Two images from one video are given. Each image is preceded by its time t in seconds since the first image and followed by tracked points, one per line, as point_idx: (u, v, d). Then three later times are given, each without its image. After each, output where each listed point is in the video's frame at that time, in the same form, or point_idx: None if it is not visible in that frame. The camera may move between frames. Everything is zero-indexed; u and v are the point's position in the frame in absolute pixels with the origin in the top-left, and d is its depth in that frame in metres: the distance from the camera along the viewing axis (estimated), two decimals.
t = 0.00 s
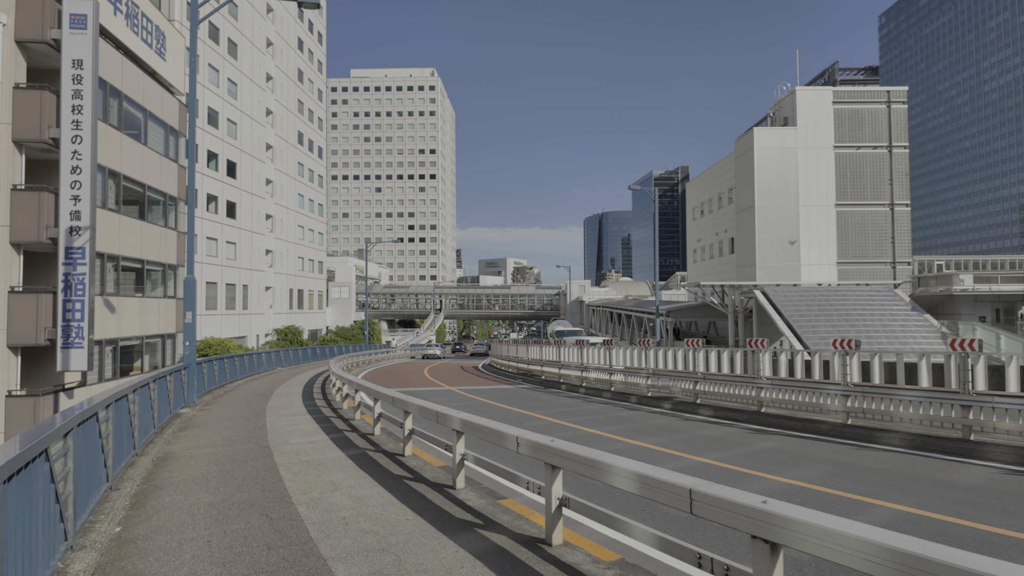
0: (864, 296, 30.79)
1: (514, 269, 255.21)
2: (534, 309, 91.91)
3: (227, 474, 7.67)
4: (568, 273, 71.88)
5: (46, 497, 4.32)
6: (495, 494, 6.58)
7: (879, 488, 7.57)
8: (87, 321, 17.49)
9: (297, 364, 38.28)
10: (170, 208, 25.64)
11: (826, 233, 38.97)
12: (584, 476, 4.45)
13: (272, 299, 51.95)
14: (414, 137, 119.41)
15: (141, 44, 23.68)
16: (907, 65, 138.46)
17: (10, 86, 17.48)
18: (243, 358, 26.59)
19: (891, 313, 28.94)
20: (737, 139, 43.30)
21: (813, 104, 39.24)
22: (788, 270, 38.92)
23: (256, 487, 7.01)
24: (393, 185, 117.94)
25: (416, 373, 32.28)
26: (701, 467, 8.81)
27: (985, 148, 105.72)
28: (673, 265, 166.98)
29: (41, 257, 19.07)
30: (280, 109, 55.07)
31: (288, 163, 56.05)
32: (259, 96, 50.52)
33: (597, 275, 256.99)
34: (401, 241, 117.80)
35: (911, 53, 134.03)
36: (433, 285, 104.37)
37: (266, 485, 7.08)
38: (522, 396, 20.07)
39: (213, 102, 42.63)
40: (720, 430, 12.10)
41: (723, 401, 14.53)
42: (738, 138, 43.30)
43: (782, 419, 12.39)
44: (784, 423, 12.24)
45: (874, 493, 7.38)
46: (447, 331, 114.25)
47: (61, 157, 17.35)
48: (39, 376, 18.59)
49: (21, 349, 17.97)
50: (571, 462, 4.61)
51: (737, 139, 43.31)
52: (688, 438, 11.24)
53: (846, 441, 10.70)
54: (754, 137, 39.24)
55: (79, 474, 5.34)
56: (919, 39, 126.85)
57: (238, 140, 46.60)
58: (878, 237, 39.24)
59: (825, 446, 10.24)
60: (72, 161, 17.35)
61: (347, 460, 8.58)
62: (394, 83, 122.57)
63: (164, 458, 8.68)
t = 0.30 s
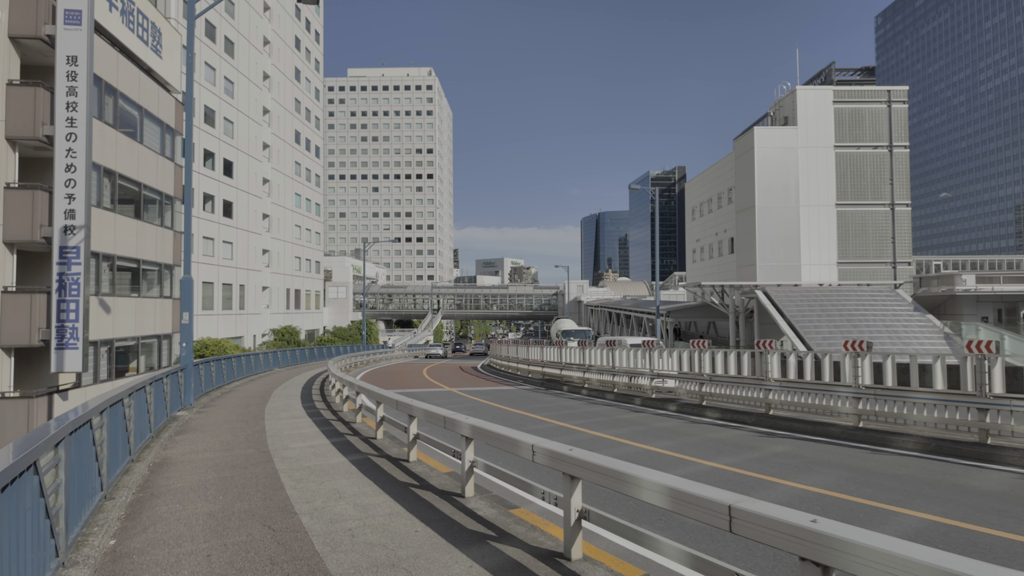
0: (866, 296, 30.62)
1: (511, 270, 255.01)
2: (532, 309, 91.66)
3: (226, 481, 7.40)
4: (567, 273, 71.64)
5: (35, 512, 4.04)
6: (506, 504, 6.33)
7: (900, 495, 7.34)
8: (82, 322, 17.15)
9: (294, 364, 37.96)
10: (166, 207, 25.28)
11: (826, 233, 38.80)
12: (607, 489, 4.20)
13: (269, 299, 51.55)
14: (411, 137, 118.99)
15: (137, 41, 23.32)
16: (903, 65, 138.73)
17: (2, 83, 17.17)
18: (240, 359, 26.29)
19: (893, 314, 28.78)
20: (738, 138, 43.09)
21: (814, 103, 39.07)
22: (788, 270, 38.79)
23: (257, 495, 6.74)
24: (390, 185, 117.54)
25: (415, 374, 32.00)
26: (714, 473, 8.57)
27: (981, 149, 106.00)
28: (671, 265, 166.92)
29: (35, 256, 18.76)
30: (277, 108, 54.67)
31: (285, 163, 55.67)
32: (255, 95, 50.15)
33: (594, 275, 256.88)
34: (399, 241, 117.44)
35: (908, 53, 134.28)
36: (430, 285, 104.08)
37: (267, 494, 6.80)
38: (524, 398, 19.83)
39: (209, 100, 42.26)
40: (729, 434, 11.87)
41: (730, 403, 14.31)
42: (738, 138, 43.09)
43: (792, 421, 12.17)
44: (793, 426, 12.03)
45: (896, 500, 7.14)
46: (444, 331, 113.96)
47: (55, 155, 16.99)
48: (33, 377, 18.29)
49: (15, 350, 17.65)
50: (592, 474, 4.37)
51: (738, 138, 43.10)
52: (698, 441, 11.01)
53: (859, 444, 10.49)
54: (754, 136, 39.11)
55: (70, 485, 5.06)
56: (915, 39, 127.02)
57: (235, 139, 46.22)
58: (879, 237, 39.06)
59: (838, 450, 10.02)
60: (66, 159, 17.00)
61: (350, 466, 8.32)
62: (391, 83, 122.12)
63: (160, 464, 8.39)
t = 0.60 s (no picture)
0: (870, 296, 30.47)
1: (510, 270, 254.83)
2: (531, 309, 91.40)
3: (227, 488, 7.15)
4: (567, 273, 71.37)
5: (26, 527, 3.80)
6: (519, 513, 6.08)
7: (924, 502, 7.11)
8: (78, 322, 16.81)
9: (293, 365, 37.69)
10: (164, 207, 25.00)
11: (828, 234, 38.62)
12: (637, 501, 3.96)
13: (268, 300, 51.26)
14: (410, 137, 118.69)
15: (135, 39, 23.05)
16: (902, 66, 138.87)
17: None
18: (239, 360, 26.01)
19: (897, 314, 28.61)
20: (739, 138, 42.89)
21: (816, 103, 38.92)
22: (790, 270, 38.62)
23: (260, 503, 6.49)
24: (389, 185, 117.21)
25: (415, 375, 31.72)
26: (730, 479, 8.32)
27: (978, 150, 106.31)
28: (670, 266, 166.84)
29: (31, 256, 18.48)
30: (275, 107, 54.34)
31: (284, 163, 55.37)
32: (254, 95, 49.85)
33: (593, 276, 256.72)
34: (397, 241, 117.17)
35: (905, 54, 134.43)
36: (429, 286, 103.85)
37: (270, 502, 6.54)
38: (528, 400, 19.59)
39: (207, 100, 41.98)
40: (740, 437, 11.62)
41: (738, 405, 14.10)
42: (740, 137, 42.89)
43: (803, 424, 11.97)
44: (805, 429, 11.82)
45: (920, 507, 6.92)
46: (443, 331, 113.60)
47: (52, 153, 16.69)
48: (28, 379, 18.02)
49: (10, 352, 17.37)
50: (617, 485, 4.13)
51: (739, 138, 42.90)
52: (709, 446, 10.77)
53: (873, 449, 10.28)
54: (756, 135, 38.95)
55: (64, 495, 4.83)
56: (912, 41, 127.29)
57: (233, 138, 45.92)
58: (881, 237, 38.90)
59: (852, 454, 9.80)
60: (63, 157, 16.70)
61: (355, 472, 8.07)
62: (389, 83, 121.81)
63: (158, 470, 8.13)
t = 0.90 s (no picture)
0: (873, 296, 30.35)
1: (509, 271, 254.79)
2: (531, 309, 91.21)
3: (228, 495, 6.94)
4: (567, 273, 71.25)
5: (17, 543, 3.60)
6: (532, 522, 5.88)
7: (946, 509, 6.92)
8: (76, 324, 16.56)
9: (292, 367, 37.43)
10: (162, 207, 24.78)
11: (831, 234, 38.43)
12: (666, 515, 3.77)
13: (267, 301, 51.05)
14: (409, 137, 118.48)
15: (133, 39, 22.83)
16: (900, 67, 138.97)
17: None
18: (238, 362, 25.76)
19: (901, 314, 28.44)
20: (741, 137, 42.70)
21: (818, 103, 38.75)
22: (793, 271, 38.43)
23: (262, 512, 6.28)
24: (388, 185, 116.97)
25: (416, 376, 31.51)
26: (744, 483, 8.11)
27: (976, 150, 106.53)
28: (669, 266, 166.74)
29: (28, 257, 18.25)
30: (274, 108, 54.06)
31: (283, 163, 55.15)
32: (253, 95, 49.62)
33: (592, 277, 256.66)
34: (397, 242, 116.92)
35: (904, 55, 134.57)
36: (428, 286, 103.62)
37: (271, 511, 6.31)
38: (531, 401, 19.38)
39: (206, 100, 41.75)
40: (750, 440, 11.43)
41: (746, 407, 13.89)
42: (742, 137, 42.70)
43: (814, 427, 11.77)
44: (816, 432, 11.63)
45: (944, 514, 6.72)
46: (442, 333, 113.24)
47: (49, 154, 16.42)
48: (25, 381, 17.78)
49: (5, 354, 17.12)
50: (643, 497, 3.93)
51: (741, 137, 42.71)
52: (720, 449, 10.56)
53: (887, 452, 10.08)
54: (758, 135, 38.80)
55: (58, 507, 4.62)
56: (910, 41, 127.57)
57: (232, 139, 45.66)
58: (883, 237, 38.75)
59: (866, 458, 9.62)
60: (61, 157, 16.42)
61: (360, 477, 7.85)
62: (388, 83, 121.63)
63: (157, 476, 7.91)
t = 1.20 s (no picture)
0: (876, 296, 30.20)
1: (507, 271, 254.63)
2: (529, 309, 90.98)
3: (228, 500, 6.72)
4: (566, 273, 71.06)
5: (4, 554, 3.38)
6: (544, 528, 5.68)
7: (967, 512, 6.72)
8: (72, 324, 16.40)
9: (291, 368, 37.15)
10: (159, 207, 24.48)
11: (832, 233, 38.29)
12: (694, 523, 3.57)
13: (264, 301, 50.78)
14: (407, 137, 118.20)
15: (130, 36, 22.53)
16: (898, 68, 139.08)
17: None
18: (236, 362, 25.53)
19: (903, 314, 28.28)
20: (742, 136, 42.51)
21: (819, 102, 38.61)
22: (793, 271, 38.27)
23: (263, 518, 6.06)
24: (386, 186, 116.67)
25: (416, 377, 31.29)
26: (757, 486, 7.91)
27: (974, 151, 106.61)
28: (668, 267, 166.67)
29: (22, 256, 17.98)
30: (272, 107, 53.78)
31: (280, 163, 54.87)
32: (251, 94, 49.33)
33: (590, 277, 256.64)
34: (394, 242, 116.56)
35: (901, 55, 134.72)
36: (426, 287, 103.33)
37: (273, 517, 6.08)
38: (533, 402, 19.19)
39: (203, 99, 41.44)
40: (759, 442, 11.25)
41: (752, 408, 13.74)
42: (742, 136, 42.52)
43: (823, 429, 11.59)
44: (825, 433, 11.46)
45: (964, 518, 6.52)
46: (440, 333, 112.95)
47: (45, 151, 16.12)
48: (18, 383, 17.39)
49: None
50: (668, 504, 3.74)
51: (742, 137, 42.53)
52: (728, 451, 10.38)
53: (900, 454, 9.92)
54: (759, 134, 38.65)
55: (50, 514, 4.41)
56: (908, 42, 127.90)
57: (229, 138, 45.34)
58: (884, 237, 38.62)
59: (879, 460, 9.45)
60: (56, 155, 16.13)
61: (364, 481, 7.64)
62: (386, 83, 121.33)
63: (154, 480, 7.69)
